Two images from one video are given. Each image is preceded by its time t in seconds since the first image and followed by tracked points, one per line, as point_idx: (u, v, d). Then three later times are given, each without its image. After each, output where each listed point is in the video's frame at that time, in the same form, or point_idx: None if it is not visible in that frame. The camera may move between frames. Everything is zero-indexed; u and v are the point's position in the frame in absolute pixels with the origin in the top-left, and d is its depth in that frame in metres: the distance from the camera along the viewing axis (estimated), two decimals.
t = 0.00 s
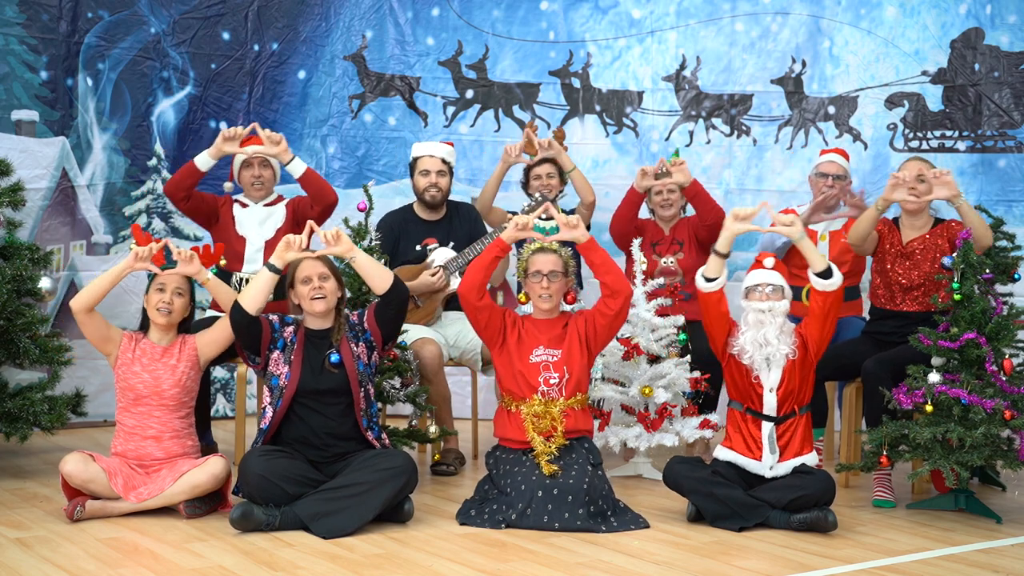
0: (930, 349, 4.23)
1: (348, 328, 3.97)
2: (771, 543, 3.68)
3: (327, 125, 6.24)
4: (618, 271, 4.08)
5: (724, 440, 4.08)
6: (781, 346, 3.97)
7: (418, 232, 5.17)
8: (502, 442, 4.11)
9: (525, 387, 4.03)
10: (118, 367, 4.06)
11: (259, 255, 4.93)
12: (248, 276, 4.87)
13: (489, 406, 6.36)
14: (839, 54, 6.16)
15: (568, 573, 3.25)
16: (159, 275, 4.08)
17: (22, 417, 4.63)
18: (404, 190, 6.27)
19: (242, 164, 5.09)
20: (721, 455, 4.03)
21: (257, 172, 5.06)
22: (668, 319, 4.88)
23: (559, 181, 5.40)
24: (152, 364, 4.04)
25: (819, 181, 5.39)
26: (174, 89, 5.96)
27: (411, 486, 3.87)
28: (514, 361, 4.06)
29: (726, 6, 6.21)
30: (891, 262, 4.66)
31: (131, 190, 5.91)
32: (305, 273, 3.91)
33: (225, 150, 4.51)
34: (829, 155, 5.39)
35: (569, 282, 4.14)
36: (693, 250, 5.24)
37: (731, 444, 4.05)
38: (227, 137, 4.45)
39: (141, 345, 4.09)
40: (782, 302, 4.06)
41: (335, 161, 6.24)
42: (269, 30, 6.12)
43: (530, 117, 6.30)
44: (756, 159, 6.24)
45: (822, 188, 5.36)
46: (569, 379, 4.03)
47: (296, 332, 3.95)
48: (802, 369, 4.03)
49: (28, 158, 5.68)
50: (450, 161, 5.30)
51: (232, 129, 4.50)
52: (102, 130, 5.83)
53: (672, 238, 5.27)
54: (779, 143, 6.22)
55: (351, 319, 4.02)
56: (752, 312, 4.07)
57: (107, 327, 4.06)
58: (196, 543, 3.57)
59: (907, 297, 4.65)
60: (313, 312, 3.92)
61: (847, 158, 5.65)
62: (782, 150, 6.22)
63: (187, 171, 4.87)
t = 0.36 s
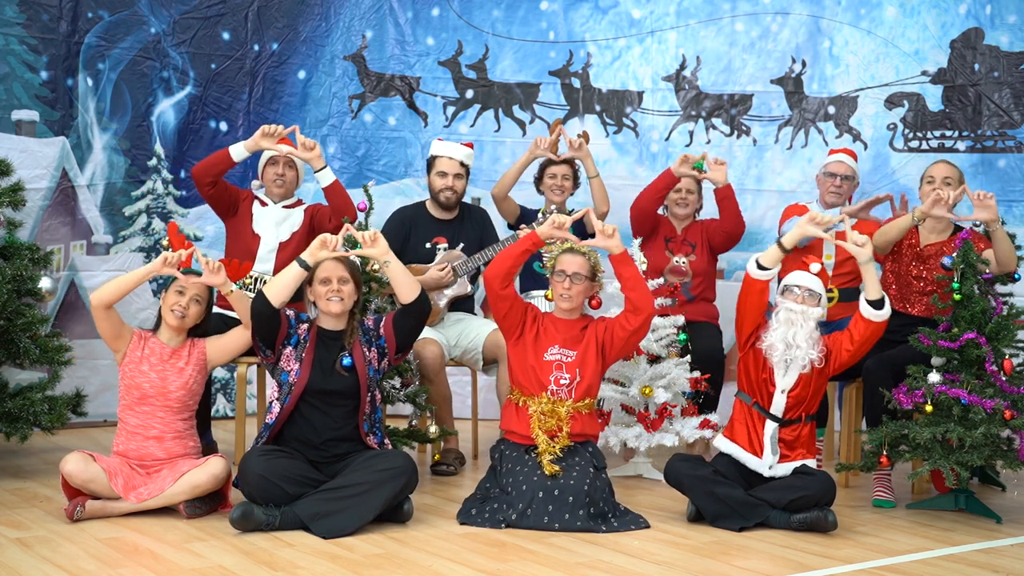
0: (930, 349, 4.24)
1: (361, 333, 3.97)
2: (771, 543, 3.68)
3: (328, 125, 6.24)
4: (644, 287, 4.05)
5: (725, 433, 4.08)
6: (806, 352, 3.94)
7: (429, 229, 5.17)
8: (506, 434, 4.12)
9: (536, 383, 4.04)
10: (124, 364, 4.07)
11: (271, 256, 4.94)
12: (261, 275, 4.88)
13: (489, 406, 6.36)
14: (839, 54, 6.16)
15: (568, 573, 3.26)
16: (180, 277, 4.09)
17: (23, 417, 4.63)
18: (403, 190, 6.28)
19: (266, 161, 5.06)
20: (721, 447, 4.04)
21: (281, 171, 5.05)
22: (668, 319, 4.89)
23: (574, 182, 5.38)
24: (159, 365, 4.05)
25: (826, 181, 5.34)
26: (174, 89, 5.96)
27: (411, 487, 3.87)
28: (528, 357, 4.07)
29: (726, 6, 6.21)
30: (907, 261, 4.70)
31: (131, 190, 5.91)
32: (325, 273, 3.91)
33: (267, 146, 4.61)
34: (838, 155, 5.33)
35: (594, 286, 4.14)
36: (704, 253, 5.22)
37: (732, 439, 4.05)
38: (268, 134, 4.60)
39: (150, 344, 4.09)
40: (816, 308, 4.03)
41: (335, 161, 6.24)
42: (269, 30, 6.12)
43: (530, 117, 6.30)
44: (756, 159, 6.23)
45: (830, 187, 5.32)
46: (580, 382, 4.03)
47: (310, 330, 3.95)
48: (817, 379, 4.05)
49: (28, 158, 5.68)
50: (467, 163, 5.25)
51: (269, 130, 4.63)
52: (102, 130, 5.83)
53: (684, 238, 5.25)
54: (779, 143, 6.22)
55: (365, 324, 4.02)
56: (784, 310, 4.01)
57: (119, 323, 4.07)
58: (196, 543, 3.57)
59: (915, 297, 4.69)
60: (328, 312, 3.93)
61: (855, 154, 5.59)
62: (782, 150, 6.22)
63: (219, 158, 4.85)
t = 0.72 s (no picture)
0: (930, 349, 4.24)
1: (366, 337, 3.97)
2: (771, 543, 3.68)
3: (328, 125, 6.24)
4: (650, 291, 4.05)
5: (728, 430, 4.08)
6: (819, 356, 3.93)
7: (434, 232, 5.17)
8: (508, 431, 4.12)
9: (540, 382, 4.03)
10: (126, 363, 4.07)
11: (275, 259, 4.95)
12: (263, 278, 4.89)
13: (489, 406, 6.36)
14: (839, 54, 6.16)
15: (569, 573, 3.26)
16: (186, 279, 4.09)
17: (22, 417, 4.63)
18: (403, 190, 6.28)
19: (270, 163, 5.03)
20: (722, 442, 4.03)
21: (284, 173, 5.02)
22: (669, 320, 4.90)
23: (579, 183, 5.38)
24: (161, 365, 4.05)
25: (834, 181, 5.29)
26: (174, 89, 5.96)
27: (411, 488, 3.87)
28: (533, 357, 4.07)
29: (726, 6, 6.21)
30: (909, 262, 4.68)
31: (131, 190, 5.91)
32: (333, 274, 3.89)
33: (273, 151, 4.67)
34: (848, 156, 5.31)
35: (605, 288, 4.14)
36: (710, 259, 5.25)
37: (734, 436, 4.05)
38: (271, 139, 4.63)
39: (152, 344, 4.09)
40: (830, 313, 4.03)
41: (335, 161, 6.24)
42: (269, 30, 6.12)
43: (530, 117, 6.31)
44: (756, 159, 6.23)
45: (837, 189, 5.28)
46: (584, 383, 4.03)
47: (316, 330, 3.95)
48: (825, 383, 4.02)
49: (28, 158, 5.68)
50: (473, 164, 5.23)
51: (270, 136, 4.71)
52: (102, 130, 5.83)
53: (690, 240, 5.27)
54: (779, 143, 6.22)
55: (371, 327, 4.02)
56: (799, 314, 4.02)
57: (123, 323, 4.06)
58: (196, 543, 3.57)
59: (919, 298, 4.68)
60: (334, 315, 3.93)
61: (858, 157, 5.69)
62: (782, 150, 6.22)
63: (227, 160, 4.90)
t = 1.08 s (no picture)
0: (930, 349, 4.24)
1: (364, 339, 3.97)
2: (771, 543, 3.68)
3: (328, 125, 6.24)
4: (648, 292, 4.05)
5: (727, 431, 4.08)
6: (815, 355, 3.94)
7: (429, 231, 5.17)
8: (507, 432, 4.12)
9: (539, 383, 4.04)
10: (121, 366, 4.06)
11: (271, 258, 4.94)
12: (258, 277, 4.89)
13: (489, 405, 6.36)
14: (839, 54, 6.16)
15: (569, 573, 3.25)
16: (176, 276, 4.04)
17: (22, 417, 4.63)
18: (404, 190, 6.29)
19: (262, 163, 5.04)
20: (721, 444, 4.02)
21: (276, 173, 5.02)
22: (668, 319, 4.89)
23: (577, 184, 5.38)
24: (156, 365, 4.05)
25: (829, 181, 5.31)
26: (174, 89, 5.96)
27: (412, 488, 3.87)
28: (531, 357, 4.07)
29: (726, 6, 6.21)
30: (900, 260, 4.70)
31: (131, 190, 5.91)
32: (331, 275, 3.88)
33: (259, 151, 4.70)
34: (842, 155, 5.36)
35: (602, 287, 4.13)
36: (709, 259, 5.25)
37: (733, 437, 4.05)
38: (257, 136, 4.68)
39: (145, 345, 4.09)
40: (824, 311, 4.03)
41: (335, 160, 6.24)
42: (269, 30, 6.12)
43: (530, 117, 6.31)
44: (756, 159, 6.23)
45: (832, 189, 5.29)
46: (582, 383, 4.03)
47: (313, 330, 3.95)
48: (821, 382, 4.03)
49: (28, 158, 5.68)
50: (460, 161, 5.22)
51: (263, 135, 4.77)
52: (102, 130, 5.83)
53: (688, 240, 5.27)
54: (779, 143, 6.22)
55: (368, 329, 4.02)
56: (793, 313, 4.00)
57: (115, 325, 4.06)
58: (196, 543, 3.57)
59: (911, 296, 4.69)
60: (330, 316, 3.93)
61: (860, 158, 5.71)
62: (782, 150, 6.22)
63: (216, 163, 4.90)
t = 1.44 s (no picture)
0: (930, 349, 4.24)
1: (353, 337, 3.97)
2: (771, 543, 3.68)
3: (328, 125, 6.24)
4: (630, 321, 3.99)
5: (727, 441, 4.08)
6: (795, 345, 3.93)
7: (418, 231, 5.18)
8: (504, 436, 4.12)
9: (530, 392, 4.03)
10: (108, 374, 4.05)
11: (259, 258, 4.93)
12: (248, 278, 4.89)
13: (489, 405, 6.36)
14: (839, 54, 6.16)
15: (569, 573, 3.25)
16: (144, 275, 4.05)
17: (22, 417, 4.62)
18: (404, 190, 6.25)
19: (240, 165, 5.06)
20: (721, 454, 4.03)
21: (255, 173, 5.04)
22: (668, 319, 4.89)
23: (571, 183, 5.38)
24: (144, 367, 4.04)
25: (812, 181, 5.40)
26: (175, 90, 5.96)
27: (412, 487, 3.87)
28: (522, 366, 4.06)
29: (726, 6, 6.21)
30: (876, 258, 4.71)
31: (131, 190, 5.91)
32: (303, 272, 3.89)
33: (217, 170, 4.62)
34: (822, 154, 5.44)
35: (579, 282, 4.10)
36: (704, 258, 5.23)
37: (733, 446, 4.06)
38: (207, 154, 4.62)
39: (129, 349, 4.08)
40: (789, 302, 4.00)
41: (335, 161, 6.24)
42: (269, 30, 6.12)
43: (530, 117, 6.30)
44: (756, 159, 6.23)
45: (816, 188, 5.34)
46: (574, 385, 4.02)
47: (288, 335, 3.94)
48: (806, 372, 4.03)
49: (28, 158, 5.68)
50: (445, 161, 5.24)
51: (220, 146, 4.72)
52: (102, 130, 5.83)
53: (683, 240, 5.25)
54: (779, 143, 6.22)
55: (363, 328, 4.01)
56: (760, 312, 3.98)
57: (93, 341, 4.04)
58: (196, 543, 3.57)
59: (897, 296, 4.66)
60: (309, 311, 3.90)
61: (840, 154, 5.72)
62: (782, 150, 6.22)
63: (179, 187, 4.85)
